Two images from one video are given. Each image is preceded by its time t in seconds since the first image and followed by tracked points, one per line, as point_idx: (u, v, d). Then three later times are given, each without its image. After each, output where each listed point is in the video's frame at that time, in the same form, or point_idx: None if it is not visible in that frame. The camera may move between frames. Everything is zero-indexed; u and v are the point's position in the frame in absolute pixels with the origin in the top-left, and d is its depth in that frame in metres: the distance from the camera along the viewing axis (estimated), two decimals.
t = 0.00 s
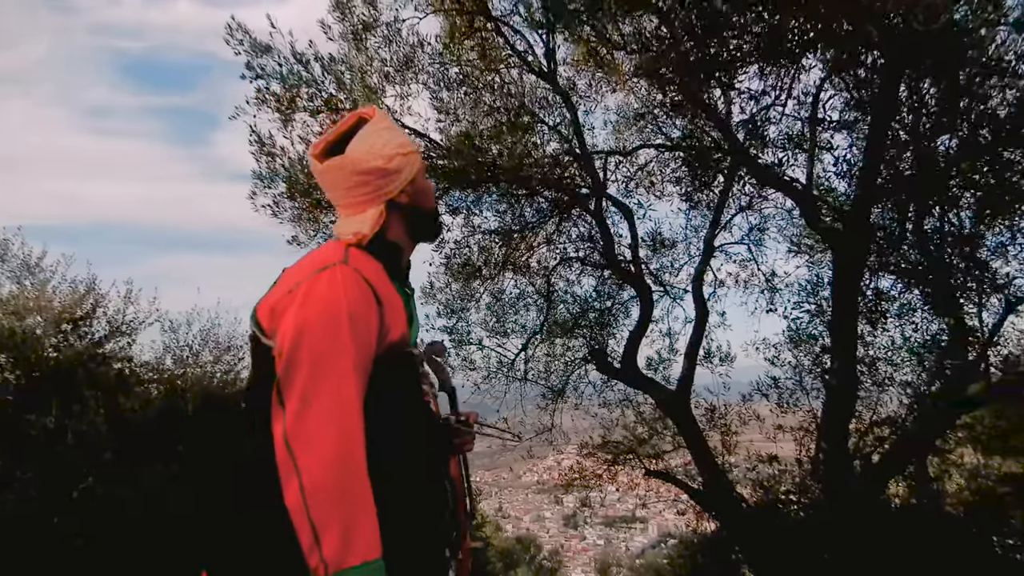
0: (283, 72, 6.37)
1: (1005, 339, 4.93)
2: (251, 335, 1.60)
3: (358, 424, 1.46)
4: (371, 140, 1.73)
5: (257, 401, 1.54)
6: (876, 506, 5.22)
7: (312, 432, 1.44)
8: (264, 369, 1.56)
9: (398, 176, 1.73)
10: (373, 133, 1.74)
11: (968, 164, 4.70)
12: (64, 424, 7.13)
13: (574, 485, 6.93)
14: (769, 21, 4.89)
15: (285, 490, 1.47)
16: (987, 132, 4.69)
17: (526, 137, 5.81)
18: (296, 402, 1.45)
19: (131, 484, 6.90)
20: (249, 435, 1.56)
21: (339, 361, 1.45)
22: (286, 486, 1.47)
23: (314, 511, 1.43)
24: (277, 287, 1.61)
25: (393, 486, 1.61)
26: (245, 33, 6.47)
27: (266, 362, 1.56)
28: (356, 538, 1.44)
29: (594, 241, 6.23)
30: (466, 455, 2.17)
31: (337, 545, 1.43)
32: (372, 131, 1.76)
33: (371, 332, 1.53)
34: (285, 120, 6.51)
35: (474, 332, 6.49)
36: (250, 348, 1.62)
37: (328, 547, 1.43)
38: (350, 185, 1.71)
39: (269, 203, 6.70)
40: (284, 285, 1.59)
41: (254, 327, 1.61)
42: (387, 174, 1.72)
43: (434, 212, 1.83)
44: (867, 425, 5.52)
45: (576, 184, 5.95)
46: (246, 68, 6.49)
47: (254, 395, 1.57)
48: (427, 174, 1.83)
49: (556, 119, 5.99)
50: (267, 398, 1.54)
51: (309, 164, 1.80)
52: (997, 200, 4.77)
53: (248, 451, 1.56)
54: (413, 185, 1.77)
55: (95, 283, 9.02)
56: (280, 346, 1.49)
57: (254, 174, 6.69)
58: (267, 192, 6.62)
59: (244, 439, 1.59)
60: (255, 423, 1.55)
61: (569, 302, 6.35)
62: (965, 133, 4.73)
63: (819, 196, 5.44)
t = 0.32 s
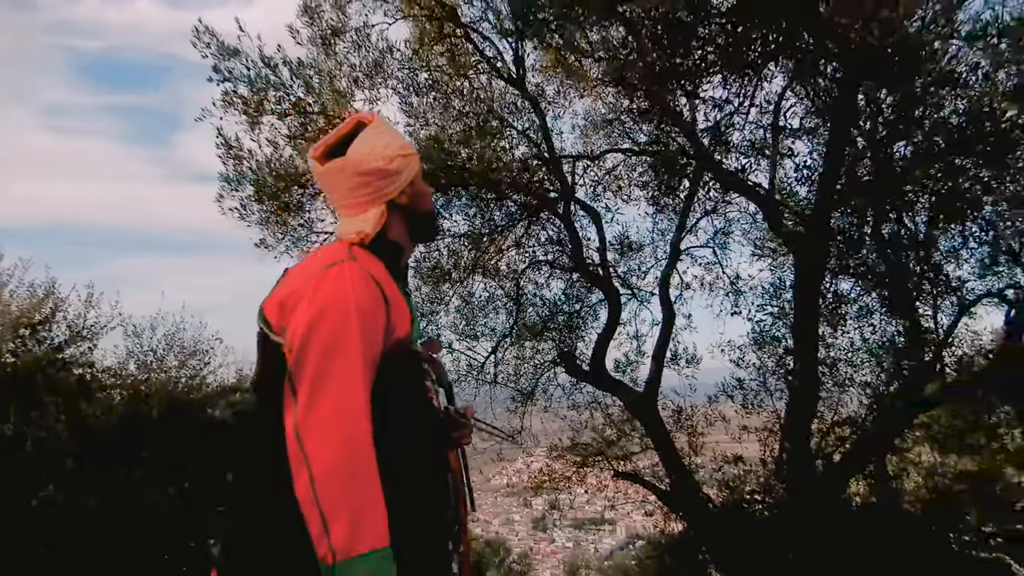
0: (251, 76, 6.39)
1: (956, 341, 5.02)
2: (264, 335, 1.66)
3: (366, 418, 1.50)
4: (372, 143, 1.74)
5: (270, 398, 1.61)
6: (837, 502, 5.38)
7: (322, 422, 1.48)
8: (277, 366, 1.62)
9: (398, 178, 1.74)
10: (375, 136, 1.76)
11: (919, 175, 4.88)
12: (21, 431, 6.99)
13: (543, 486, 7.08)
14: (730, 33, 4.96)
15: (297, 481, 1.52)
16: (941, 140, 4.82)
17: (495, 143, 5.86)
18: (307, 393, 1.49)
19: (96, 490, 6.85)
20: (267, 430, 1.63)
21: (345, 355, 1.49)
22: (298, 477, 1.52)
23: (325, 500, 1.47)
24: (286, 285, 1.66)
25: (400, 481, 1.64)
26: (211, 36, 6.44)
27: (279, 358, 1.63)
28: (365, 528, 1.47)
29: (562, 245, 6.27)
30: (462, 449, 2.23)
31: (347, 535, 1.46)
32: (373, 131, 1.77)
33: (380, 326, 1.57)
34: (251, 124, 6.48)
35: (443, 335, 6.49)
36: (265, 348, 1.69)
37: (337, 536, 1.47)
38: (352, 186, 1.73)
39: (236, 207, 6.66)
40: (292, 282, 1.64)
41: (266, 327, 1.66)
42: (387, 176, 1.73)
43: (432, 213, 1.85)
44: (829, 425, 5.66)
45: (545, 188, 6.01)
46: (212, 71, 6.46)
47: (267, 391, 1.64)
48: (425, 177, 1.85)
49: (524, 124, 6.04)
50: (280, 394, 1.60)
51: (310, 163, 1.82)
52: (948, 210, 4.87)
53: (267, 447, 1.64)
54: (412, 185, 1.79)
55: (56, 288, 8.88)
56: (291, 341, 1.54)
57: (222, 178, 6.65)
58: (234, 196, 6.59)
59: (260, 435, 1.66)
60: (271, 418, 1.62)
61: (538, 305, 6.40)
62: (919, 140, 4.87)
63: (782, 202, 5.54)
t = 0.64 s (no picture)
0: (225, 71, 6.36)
1: (917, 344, 5.17)
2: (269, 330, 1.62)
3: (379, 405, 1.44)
4: (373, 142, 1.69)
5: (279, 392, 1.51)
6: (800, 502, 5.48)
7: (331, 411, 1.41)
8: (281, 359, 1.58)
9: (402, 178, 1.71)
10: (376, 135, 1.70)
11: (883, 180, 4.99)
12: None
13: (515, 485, 7.05)
14: (704, 39, 5.07)
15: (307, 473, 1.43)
16: (904, 146, 4.96)
17: (470, 143, 5.86)
18: (312, 384, 1.43)
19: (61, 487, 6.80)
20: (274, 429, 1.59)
21: (353, 338, 1.44)
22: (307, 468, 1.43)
23: (339, 487, 1.39)
24: (289, 282, 1.62)
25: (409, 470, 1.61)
26: (185, 29, 6.39)
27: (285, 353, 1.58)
28: (380, 508, 1.38)
29: (535, 245, 6.32)
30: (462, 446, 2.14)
31: (362, 517, 1.37)
32: (372, 132, 1.72)
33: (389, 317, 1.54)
34: (225, 118, 6.43)
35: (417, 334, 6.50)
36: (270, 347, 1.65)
37: (352, 522, 1.37)
38: (353, 186, 1.69)
39: (208, 202, 6.61)
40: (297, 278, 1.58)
41: (270, 322, 1.62)
42: (390, 176, 1.69)
43: (432, 213, 1.78)
44: (795, 424, 5.74)
45: (520, 190, 6.07)
46: (186, 64, 6.41)
47: (272, 390, 1.60)
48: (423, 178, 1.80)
49: (499, 125, 6.06)
50: (288, 388, 1.54)
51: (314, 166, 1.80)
52: (912, 217, 5.05)
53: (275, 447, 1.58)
54: (413, 188, 1.73)
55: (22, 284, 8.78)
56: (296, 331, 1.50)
57: (194, 174, 6.59)
58: (207, 191, 6.53)
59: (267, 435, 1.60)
60: (277, 417, 1.57)
61: (512, 305, 6.42)
62: (885, 146, 4.98)
63: (751, 205, 5.63)
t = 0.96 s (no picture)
0: (200, 72, 6.33)
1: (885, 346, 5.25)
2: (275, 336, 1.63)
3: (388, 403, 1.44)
4: (372, 148, 1.71)
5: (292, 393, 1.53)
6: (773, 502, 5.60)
7: (341, 411, 1.42)
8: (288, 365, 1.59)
9: (400, 183, 1.72)
10: (375, 142, 1.73)
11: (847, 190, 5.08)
12: None
13: (493, 488, 7.04)
14: (680, 40, 5.07)
15: (321, 473, 1.43)
16: (869, 154, 5.06)
17: (445, 147, 5.82)
18: (320, 385, 1.44)
19: (32, 490, 6.93)
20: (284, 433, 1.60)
21: (358, 339, 1.45)
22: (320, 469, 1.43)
23: (353, 484, 1.39)
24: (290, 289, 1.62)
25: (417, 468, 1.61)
26: (159, 29, 6.36)
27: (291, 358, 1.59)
28: (395, 502, 1.39)
29: (512, 249, 6.34)
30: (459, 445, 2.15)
31: (378, 513, 1.38)
32: (371, 138, 1.74)
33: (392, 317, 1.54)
34: (201, 120, 6.40)
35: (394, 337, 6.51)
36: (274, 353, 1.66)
37: (369, 518, 1.38)
38: (352, 192, 1.70)
39: (183, 204, 6.57)
40: (299, 283, 1.59)
41: (274, 327, 1.63)
42: (388, 182, 1.71)
43: (430, 217, 1.81)
44: (769, 425, 5.91)
45: (496, 194, 6.04)
46: (160, 65, 6.37)
47: (280, 396, 1.61)
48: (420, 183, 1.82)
49: (475, 128, 6.09)
50: (296, 393, 1.55)
51: (314, 172, 1.81)
52: (879, 222, 5.12)
53: (286, 452, 1.59)
54: (411, 193, 1.75)
55: None
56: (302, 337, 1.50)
57: (169, 176, 6.55)
58: (181, 193, 6.49)
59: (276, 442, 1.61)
60: (285, 422, 1.58)
61: (489, 309, 6.44)
62: (852, 154, 5.08)
63: (724, 209, 5.71)
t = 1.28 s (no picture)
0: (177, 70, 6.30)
1: (856, 347, 5.39)
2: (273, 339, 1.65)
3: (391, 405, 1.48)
4: (369, 155, 1.74)
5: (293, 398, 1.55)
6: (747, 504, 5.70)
7: (345, 415, 1.46)
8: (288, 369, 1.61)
9: (396, 189, 1.75)
10: (370, 149, 1.75)
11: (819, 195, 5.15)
12: None
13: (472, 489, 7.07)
14: (659, 43, 5.18)
15: (329, 475, 1.48)
16: (842, 160, 5.14)
17: (427, 145, 5.84)
18: (324, 391, 1.47)
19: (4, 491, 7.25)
20: (282, 435, 1.61)
21: (358, 347, 1.48)
22: (326, 471, 1.48)
23: (361, 485, 1.45)
24: (288, 292, 1.64)
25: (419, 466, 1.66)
26: (137, 26, 6.31)
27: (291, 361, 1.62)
28: (402, 501, 1.45)
29: (492, 249, 6.36)
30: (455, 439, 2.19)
31: (388, 512, 1.44)
32: (367, 145, 1.77)
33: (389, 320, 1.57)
34: (178, 118, 6.37)
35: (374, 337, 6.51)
36: (273, 356, 1.68)
37: (378, 517, 1.44)
38: (350, 198, 1.73)
39: (160, 203, 6.52)
40: (297, 287, 1.60)
41: (273, 331, 1.65)
42: (384, 188, 1.73)
43: (426, 223, 1.84)
44: (744, 425, 5.99)
45: (476, 194, 6.03)
46: (137, 62, 6.32)
47: (279, 399, 1.63)
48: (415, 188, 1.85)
49: (455, 129, 6.09)
50: (296, 397, 1.57)
51: (313, 180, 1.84)
52: (852, 226, 5.17)
53: (285, 454, 1.61)
54: (407, 199, 1.78)
55: None
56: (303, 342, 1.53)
57: (146, 174, 6.49)
58: (158, 192, 6.45)
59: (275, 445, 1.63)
60: (285, 427, 1.59)
61: (469, 309, 6.45)
62: (826, 157, 5.17)
63: (701, 210, 5.73)
